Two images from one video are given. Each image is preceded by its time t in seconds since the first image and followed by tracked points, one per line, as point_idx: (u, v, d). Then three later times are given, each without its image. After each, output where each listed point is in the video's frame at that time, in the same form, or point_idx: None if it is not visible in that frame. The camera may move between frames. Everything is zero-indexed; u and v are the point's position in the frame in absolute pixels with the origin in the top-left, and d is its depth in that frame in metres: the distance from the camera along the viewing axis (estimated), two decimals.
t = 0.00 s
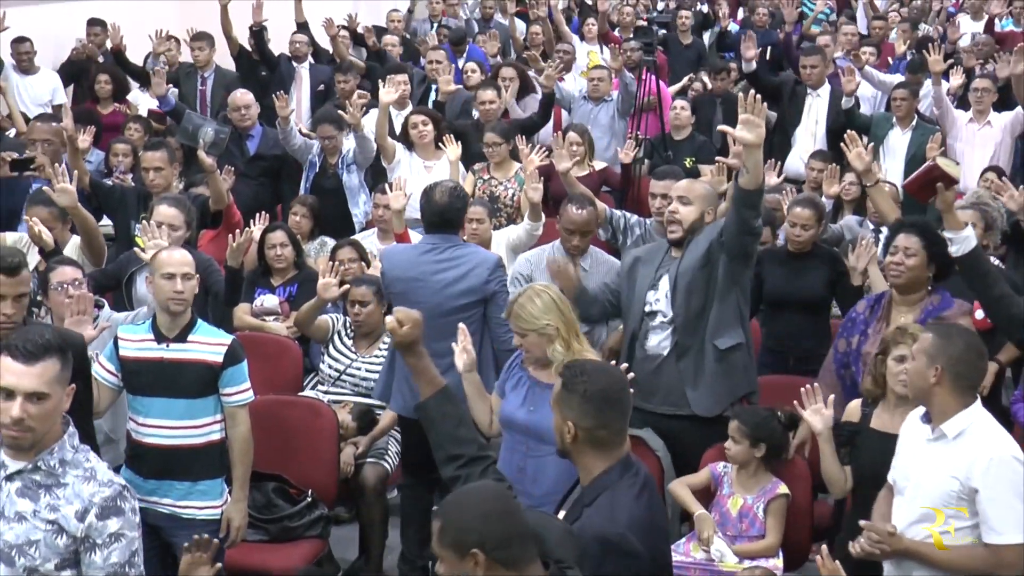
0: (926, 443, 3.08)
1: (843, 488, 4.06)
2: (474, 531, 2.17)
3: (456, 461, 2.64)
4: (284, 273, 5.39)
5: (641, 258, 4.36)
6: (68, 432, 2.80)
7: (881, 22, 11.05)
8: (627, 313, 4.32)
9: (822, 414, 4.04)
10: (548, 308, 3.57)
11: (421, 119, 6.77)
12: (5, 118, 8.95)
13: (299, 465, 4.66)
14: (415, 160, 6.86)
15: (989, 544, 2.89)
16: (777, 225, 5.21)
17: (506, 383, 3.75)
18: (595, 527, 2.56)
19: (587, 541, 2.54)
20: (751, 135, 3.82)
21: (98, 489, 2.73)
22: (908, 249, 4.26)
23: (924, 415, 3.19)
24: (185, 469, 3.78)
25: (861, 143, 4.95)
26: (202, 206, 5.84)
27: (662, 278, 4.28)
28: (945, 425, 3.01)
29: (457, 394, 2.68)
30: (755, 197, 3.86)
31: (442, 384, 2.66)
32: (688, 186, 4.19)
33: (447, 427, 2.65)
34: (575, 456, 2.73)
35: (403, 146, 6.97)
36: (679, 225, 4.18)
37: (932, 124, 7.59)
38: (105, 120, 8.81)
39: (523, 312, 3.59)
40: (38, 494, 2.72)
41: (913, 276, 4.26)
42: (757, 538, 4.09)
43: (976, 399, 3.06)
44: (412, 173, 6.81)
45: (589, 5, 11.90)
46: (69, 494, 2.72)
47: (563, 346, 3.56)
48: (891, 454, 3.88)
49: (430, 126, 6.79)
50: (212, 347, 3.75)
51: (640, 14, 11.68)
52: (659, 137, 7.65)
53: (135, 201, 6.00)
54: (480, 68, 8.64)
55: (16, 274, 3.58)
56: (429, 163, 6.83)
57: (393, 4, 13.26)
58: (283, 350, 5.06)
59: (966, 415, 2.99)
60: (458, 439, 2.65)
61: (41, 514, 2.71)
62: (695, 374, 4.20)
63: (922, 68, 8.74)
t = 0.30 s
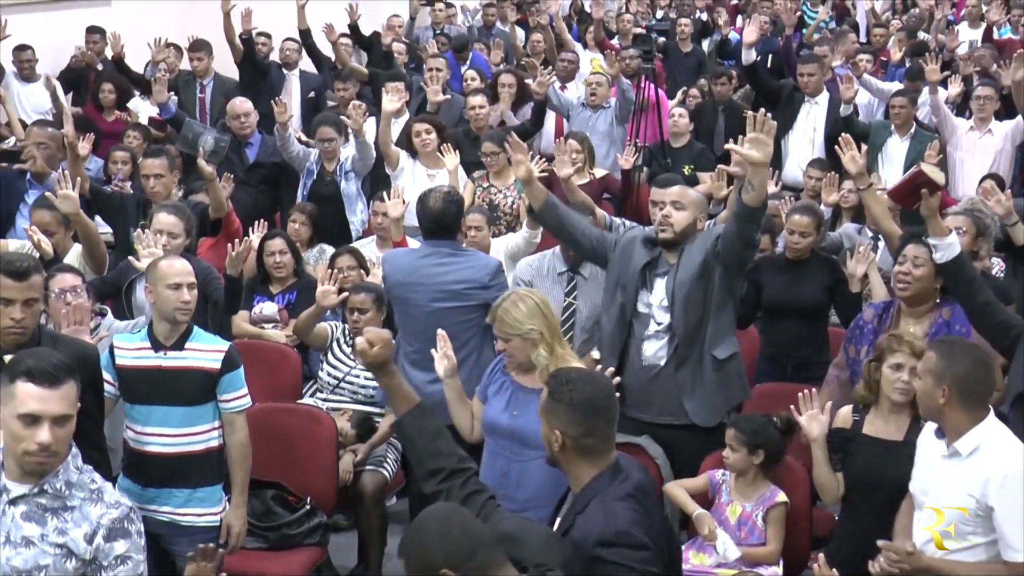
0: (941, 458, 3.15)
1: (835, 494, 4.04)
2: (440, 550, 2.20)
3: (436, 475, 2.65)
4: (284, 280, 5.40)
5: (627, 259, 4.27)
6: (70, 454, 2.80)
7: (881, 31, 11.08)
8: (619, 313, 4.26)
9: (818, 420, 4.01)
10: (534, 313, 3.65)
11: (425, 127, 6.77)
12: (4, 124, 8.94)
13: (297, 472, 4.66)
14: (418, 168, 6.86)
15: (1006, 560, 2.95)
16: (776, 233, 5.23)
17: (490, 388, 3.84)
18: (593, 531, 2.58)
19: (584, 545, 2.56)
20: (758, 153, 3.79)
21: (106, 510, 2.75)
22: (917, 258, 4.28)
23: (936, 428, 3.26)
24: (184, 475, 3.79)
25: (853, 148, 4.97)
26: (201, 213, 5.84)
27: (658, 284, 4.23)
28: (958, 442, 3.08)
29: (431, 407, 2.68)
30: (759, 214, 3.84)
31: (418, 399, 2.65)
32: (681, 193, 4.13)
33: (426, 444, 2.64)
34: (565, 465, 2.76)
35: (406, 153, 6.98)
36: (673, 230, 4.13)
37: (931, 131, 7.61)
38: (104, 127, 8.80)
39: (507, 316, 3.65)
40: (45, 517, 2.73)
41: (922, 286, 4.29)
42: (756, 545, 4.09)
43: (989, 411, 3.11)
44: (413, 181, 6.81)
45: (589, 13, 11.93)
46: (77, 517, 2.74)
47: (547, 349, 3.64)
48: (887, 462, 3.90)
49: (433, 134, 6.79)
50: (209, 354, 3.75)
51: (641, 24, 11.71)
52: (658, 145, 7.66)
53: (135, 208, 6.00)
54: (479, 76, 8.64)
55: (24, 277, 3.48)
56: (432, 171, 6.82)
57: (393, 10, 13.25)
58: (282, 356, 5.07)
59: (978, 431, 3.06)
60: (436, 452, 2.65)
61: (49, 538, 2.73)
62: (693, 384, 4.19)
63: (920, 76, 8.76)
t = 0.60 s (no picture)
0: (951, 496, 3.19)
1: (825, 524, 3.99)
2: None
3: (428, 509, 2.60)
4: (282, 308, 5.40)
5: (627, 285, 4.27)
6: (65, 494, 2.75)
7: (881, 58, 11.13)
8: (612, 338, 4.26)
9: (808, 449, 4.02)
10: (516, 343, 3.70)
11: (427, 155, 6.75)
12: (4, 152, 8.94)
13: (294, 502, 4.64)
14: (421, 197, 6.85)
15: None
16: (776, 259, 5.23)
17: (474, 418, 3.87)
18: (587, 552, 2.61)
19: (577, 562, 2.59)
20: (773, 192, 3.87)
21: (104, 543, 2.70)
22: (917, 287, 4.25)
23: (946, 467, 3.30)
24: (184, 504, 3.76)
25: (845, 171, 4.97)
26: (202, 240, 5.83)
27: (655, 313, 4.23)
28: (968, 478, 3.13)
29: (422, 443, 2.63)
30: (764, 249, 3.89)
31: (408, 434, 2.61)
32: (678, 221, 4.15)
33: (418, 479, 2.60)
34: (572, 486, 2.82)
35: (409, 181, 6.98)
36: (670, 259, 4.13)
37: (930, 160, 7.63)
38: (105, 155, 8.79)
39: (492, 345, 3.71)
40: (44, 553, 2.67)
41: (921, 315, 4.26)
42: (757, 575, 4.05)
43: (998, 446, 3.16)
44: (416, 210, 6.81)
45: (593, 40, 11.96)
46: (76, 550, 2.68)
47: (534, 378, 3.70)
48: (876, 489, 3.90)
49: (436, 163, 6.76)
50: (209, 380, 3.75)
51: (642, 53, 11.76)
52: (658, 173, 7.68)
53: (136, 235, 6.00)
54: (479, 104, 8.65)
55: (18, 299, 3.47)
56: (434, 200, 6.80)
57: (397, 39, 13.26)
58: (281, 385, 5.07)
59: (987, 466, 3.11)
60: (427, 485, 2.60)
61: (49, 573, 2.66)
62: (690, 414, 4.19)
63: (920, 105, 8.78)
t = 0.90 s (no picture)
0: (952, 515, 3.25)
1: (819, 550, 3.93)
2: None
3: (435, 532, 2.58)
4: (282, 333, 5.40)
5: (627, 314, 4.26)
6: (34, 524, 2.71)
7: (881, 85, 11.15)
8: (612, 369, 4.25)
9: (797, 473, 3.91)
10: (506, 371, 3.66)
11: (426, 181, 6.75)
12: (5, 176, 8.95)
13: (295, 527, 4.64)
14: (419, 222, 6.85)
15: None
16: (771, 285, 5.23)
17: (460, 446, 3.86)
18: (576, 560, 2.66)
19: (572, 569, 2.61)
20: (776, 224, 3.89)
21: (82, 559, 2.66)
22: (903, 312, 4.23)
23: (950, 488, 3.35)
24: (181, 529, 3.76)
25: (841, 193, 4.98)
26: (201, 266, 5.84)
27: (654, 338, 4.23)
28: (976, 499, 3.18)
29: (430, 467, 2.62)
30: (765, 278, 3.89)
31: (413, 457, 2.59)
32: (677, 246, 4.15)
33: (424, 501, 2.58)
34: (568, 499, 2.86)
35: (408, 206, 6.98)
36: (670, 283, 4.13)
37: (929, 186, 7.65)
38: (105, 180, 8.80)
39: (479, 373, 3.66)
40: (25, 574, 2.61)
41: (908, 340, 4.23)
42: None
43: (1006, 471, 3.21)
44: (413, 234, 6.81)
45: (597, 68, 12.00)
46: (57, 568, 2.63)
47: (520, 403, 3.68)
48: (870, 513, 3.89)
49: (435, 188, 6.75)
50: (205, 405, 3.73)
51: (644, 79, 11.79)
52: (658, 198, 7.69)
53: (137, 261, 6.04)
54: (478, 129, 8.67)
55: (13, 321, 3.45)
56: (433, 225, 6.79)
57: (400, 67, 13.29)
58: (282, 410, 5.07)
59: (998, 488, 3.17)
60: (432, 508, 2.58)
61: None
62: (688, 440, 4.20)
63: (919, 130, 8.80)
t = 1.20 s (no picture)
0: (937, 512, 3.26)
1: (816, 549, 3.93)
2: None
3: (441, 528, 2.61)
4: (283, 332, 5.41)
5: (634, 315, 4.28)
6: None
7: (882, 85, 11.15)
8: (621, 369, 4.28)
9: (794, 472, 3.90)
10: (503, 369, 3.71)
11: (420, 180, 6.73)
12: (3, 177, 8.95)
13: (295, 525, 4.65)
14: (412, 220, 6.81)
15: None
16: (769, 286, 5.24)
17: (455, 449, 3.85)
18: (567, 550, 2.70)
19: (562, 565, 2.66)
20: (778, 226, 3.85)
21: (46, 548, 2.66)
22: (886, 310, 4.17)
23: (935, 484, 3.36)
24: (180, 528, 3.76)
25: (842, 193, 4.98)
26: (201, 266, 5.85)
27: (661, 338, 4.23)
28: (962, 494, 3.19)
29: (437, 463, 2.65)
30: (770, 280, 3.87)
31: (422, 452, 2.63)
32: (683, 247, 4.15)
33: (432, 497, 2.61)
34: (548, 490, 2.88)
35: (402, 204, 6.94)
36: (673, 284, 4.14)
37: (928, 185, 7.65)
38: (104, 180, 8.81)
39: (477, 375, 3.70)
40: None
41: (892, 340, 4.18)
42: None
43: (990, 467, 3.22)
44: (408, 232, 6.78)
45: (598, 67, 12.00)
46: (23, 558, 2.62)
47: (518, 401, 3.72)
48: (867, 509, 3.89)
49: (429, 187, 6.74)
50: (205, 405, 3.73)
51: (644, 78, 11.80)
52: (657, 197, 7.70)
53: (137, 261, 6.05)
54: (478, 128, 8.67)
55: None
56: (428, 223, 6.77)
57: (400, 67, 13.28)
58: (282, 409, 5.07)
59: (982, 483, 3.17)
60: (440, 505, 2.61)
61: None
62: (693, 440, 4.19)
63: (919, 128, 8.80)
